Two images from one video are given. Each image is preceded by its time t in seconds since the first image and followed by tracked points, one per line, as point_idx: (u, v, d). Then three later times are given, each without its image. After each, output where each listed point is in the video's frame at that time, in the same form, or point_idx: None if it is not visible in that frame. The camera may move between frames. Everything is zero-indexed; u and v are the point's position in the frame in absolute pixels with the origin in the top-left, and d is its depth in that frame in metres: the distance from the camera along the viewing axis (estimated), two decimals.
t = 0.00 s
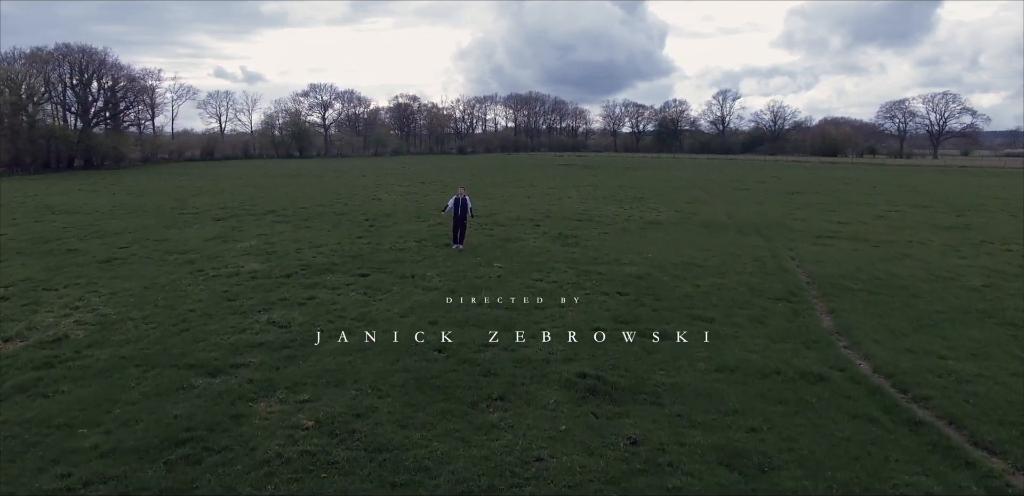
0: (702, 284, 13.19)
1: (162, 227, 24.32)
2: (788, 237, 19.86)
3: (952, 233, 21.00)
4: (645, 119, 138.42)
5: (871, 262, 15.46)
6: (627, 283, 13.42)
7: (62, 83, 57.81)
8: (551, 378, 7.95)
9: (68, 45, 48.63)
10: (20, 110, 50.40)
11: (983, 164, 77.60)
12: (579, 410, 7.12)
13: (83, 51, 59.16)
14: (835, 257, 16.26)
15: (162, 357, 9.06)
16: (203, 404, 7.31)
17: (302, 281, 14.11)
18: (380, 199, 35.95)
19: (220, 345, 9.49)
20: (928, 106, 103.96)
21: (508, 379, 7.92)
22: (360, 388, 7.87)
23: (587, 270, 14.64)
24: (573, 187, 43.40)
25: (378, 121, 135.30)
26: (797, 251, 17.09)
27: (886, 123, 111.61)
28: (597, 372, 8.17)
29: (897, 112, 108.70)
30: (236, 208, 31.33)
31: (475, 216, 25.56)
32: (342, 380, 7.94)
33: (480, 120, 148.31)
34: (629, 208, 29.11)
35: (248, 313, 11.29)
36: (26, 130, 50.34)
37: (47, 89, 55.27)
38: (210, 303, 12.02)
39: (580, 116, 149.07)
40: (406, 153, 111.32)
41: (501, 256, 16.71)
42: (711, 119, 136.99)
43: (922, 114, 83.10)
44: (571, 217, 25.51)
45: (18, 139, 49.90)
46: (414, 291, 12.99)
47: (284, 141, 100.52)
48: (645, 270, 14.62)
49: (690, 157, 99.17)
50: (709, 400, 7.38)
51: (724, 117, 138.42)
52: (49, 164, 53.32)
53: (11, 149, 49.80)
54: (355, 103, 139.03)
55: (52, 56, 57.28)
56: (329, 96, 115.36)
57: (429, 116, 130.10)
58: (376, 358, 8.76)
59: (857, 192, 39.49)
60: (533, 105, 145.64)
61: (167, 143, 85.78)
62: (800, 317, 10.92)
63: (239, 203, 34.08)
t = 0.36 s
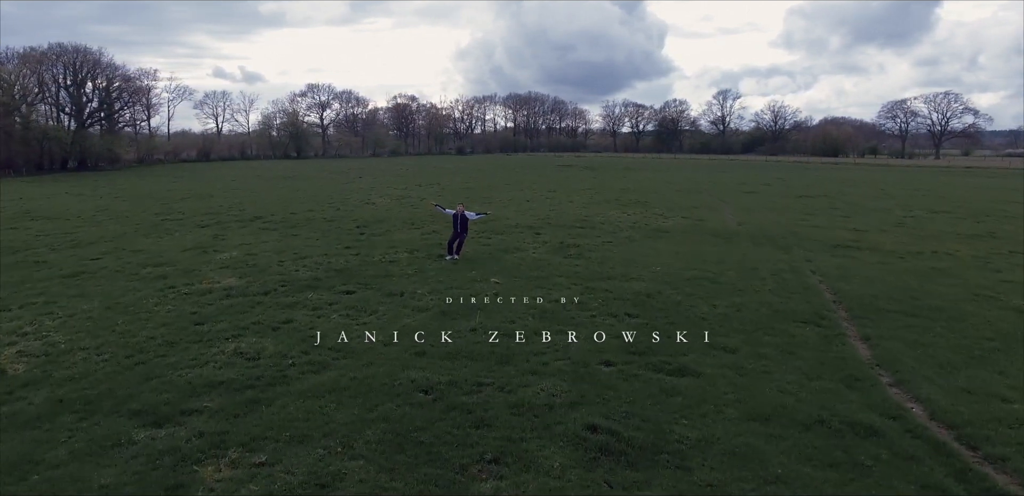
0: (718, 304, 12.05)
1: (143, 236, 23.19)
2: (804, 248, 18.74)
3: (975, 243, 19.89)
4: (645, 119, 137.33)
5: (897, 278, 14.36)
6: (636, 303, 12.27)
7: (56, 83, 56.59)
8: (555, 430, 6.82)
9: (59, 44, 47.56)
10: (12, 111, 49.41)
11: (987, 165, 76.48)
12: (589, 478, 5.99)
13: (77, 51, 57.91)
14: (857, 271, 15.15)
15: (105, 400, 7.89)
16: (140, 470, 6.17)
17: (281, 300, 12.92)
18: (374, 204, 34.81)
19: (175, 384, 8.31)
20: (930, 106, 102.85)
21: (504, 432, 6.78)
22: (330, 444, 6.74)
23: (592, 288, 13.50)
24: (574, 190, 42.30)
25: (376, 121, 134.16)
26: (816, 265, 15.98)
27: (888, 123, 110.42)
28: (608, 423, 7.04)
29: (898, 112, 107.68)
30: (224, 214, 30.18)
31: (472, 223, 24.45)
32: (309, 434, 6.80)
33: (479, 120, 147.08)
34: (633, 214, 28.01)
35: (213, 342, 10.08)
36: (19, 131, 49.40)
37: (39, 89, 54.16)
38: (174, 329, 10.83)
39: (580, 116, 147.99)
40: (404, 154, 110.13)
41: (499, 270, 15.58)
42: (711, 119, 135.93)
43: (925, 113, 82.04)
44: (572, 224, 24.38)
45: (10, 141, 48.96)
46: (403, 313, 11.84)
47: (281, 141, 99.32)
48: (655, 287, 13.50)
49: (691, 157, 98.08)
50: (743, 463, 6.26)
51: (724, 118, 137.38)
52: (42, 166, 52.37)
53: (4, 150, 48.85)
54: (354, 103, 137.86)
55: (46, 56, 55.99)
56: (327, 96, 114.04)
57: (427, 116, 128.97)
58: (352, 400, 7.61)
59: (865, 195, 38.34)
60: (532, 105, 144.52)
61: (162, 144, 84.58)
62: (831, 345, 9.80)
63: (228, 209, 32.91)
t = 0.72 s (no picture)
0: (733, 324, 11.17)
1: (126, 243, 22.28)
2: (818, 258, 17.85)
3: (994, 251, 19.04)
4: (645, 118, 136.54)
5: (923, 292, 13.47)
6: (645, 323, 11.39)
7: (50, 83, 55.97)
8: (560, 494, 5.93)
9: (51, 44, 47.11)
10: (7, 111, 49.08)
11: (990, 165, 75.65)
12: None
13: (71, 50, 57.04)
14: (878, 284, 14.25)
15: (47, 451, 6.96)
16: None
17: (261, 319, 12.00)
18: (369, 208, 33.91)
19: (130, 427, 7.39)
20: (931, 106, 101.99)
21: None
22: None
23: (597, 305, 12.61)
24: (574, 193, 41.38)
25: (375, 121, 133.25)
26: (833, 278, 15.08)
27: (889, 122, 109.68)
28: (620, 482, 6.16)
29: (899, 112, 106.98)
30: (215, 219, 29.29)
31: (469, 230, 23.57)
32: None
33: (478, 119, 146.17)
34: (636, 219, 27.13)
35: (180, 372, 9.13)
36: (14, 131, 49.04)
37: (33, 89, 53.42)
38: (142, 354, 9.91)
39: (580, 116, 147.21)
40: (402, 154, 109.23)
41: (498, 283, 14.70)
42: (711, 118, 135.09)
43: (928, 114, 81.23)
44: (573, 230, 23.49)
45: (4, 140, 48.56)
46: (393, 335, 10.93)
47: (278, 141, 98.42)
48: (664, 304, 12.60)
49: (692, 157, 97.24)
50: None
51: (724, 117, 136.59)
52: (36, 167, 51.91)
53: None
54: (352, 103, 136.98)
55: (41, 55, 55.24)
56: (324, 96, 113.24)
57: (426, 116, 128.11)
58: (329, 451, 6.72)
59: (872, 198, 37.48)
60: (531, 104, 143.66)
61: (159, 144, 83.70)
62: (863, 374, 8.89)
63: (220, 213, 32.00)
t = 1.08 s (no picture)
0: (743, 347, 10.69)
1: (117, 251, 21.81)
2: (827, 269, 17.33)
3: (1007, 260, 18.59)
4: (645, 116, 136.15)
5: (940, 309, 12.94)
6: (652, 344, 10.91)
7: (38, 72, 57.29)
8: None
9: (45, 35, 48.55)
10: None
11: (991, 164, 75.28)
12: None
13: (68, 51, 62.36)
14: (892, 300, 13.74)
15: None
16: None
17: (250, 340, 11.49)
18: (366, 212, 33.40)
19: (102, 473, 6.88)
20: (931, 104, 101.55)
21: None
22: None
23: (600, 325, 12.10)
24: (574, 195, 40.90)
25: (373, 119, 133.03)
26: (844, 293, 14.57)
27: (890, 120, 109.24)
28: None
29: (899, 110, 106.62)
30: (210, 224, 28.94)
31: (467, 238, 23.07)
32: None
33: (477, 117, 145.67)
34: (637, 224, 26.65)
35: (160, 404, 8.60)
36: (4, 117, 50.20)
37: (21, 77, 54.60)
38: (121, 382, 9.37)
39: (579, 113, 146.90)
40: (400, 152, 108.86)
41: (497, 298, 14.23)
42: (711, 116, 134.78)
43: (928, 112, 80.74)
44: (574, 237, 23.01)
45: None
46: (388, 359, 10.43)
47: (276, 139, 98.16)
48: (670, 323, 12.09)
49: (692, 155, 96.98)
50: None
51: (724, 115, 136.24)
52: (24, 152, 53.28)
53: None
54: (350, 101, 136.70)
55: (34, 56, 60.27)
56: (322, 93, 112.88)
57: (424, 114, 127.81)
58: None
59: (876, 201, 36.98)
60: (530, 102, 143.34)
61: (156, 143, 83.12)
62: (884, 407, 8.39)
63: (215, 217, 31.66)
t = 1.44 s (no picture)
0: (747, 366, 10.55)
1: (113, 258, 21.65)
2: (829, 278, 17.20)
3: (1010, 268, 18.49)
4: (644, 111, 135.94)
5: (945, 323, 12.81)
6: (655, 364, 10.76)
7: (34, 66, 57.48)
8: None
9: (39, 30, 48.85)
10: None
11: (990, 161, 75.26)
12: None
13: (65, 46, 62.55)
14: (896, 314, 13.60)
15: None
16: None
17: (247, 359, 11.31)
18: (365, 216, 33.22)
19: None
20: (931, 100, 101.44)
21: None
22: None
23: (602, 341, 11.93)
24: (573, 196, 40.77)
25: (372, 115, 132.90)
26: (847, 305, 14.44)
27: (889, 116, 109.11)
28: None
29: (899, 106, 106.49)
30: (207, 228, 28.80)
31: (467, 244, 22.95)
32: None
33: (476, 113, 145.33)
34: (637, 228, 26.53)
35: (154, 432, 8.42)
36: None
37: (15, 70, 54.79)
38: (115, 407, 9.19)
39: (577, 109, 146.68)
40: (399, 148, 108.66)
41: (498, 312, 14.09)
42: (710, 112, 134.61)
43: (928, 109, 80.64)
44: (574, 243, 22.86)
45: None
46: (386, 380, 10.27)
47: (275, 135, 97.89)
48: (673, 340, 11.94)
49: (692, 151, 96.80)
50: None
51: (723, 110, 136.06)
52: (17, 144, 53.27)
53: None
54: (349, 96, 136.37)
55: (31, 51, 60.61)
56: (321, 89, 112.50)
57: (423, 109, 127.56)
58: None
59: (877, 202, 36.93)
60: (529, 97, 143.10)
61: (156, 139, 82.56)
62: (891, 435, 8.25)
63: (213, 221, 31.54)
